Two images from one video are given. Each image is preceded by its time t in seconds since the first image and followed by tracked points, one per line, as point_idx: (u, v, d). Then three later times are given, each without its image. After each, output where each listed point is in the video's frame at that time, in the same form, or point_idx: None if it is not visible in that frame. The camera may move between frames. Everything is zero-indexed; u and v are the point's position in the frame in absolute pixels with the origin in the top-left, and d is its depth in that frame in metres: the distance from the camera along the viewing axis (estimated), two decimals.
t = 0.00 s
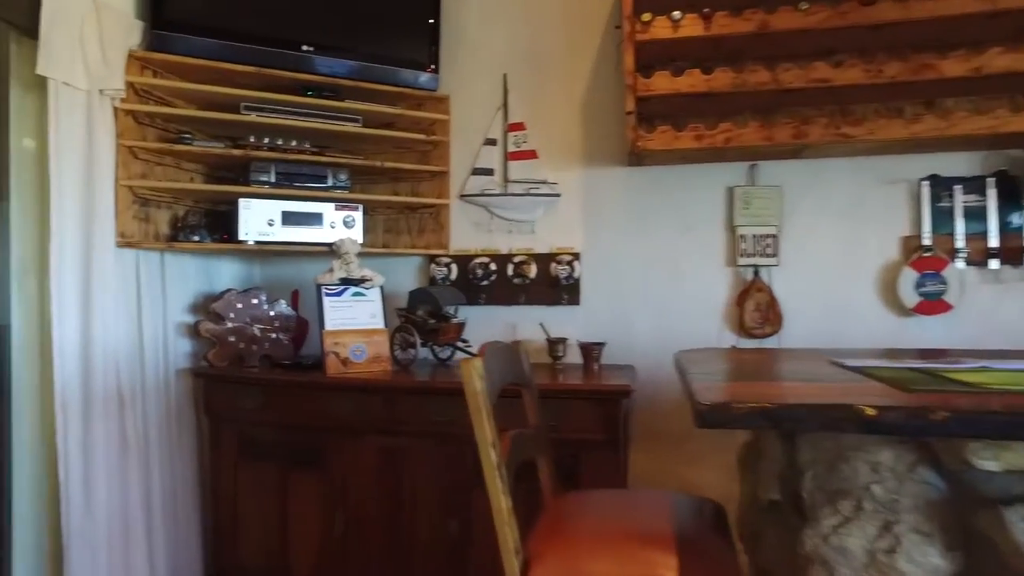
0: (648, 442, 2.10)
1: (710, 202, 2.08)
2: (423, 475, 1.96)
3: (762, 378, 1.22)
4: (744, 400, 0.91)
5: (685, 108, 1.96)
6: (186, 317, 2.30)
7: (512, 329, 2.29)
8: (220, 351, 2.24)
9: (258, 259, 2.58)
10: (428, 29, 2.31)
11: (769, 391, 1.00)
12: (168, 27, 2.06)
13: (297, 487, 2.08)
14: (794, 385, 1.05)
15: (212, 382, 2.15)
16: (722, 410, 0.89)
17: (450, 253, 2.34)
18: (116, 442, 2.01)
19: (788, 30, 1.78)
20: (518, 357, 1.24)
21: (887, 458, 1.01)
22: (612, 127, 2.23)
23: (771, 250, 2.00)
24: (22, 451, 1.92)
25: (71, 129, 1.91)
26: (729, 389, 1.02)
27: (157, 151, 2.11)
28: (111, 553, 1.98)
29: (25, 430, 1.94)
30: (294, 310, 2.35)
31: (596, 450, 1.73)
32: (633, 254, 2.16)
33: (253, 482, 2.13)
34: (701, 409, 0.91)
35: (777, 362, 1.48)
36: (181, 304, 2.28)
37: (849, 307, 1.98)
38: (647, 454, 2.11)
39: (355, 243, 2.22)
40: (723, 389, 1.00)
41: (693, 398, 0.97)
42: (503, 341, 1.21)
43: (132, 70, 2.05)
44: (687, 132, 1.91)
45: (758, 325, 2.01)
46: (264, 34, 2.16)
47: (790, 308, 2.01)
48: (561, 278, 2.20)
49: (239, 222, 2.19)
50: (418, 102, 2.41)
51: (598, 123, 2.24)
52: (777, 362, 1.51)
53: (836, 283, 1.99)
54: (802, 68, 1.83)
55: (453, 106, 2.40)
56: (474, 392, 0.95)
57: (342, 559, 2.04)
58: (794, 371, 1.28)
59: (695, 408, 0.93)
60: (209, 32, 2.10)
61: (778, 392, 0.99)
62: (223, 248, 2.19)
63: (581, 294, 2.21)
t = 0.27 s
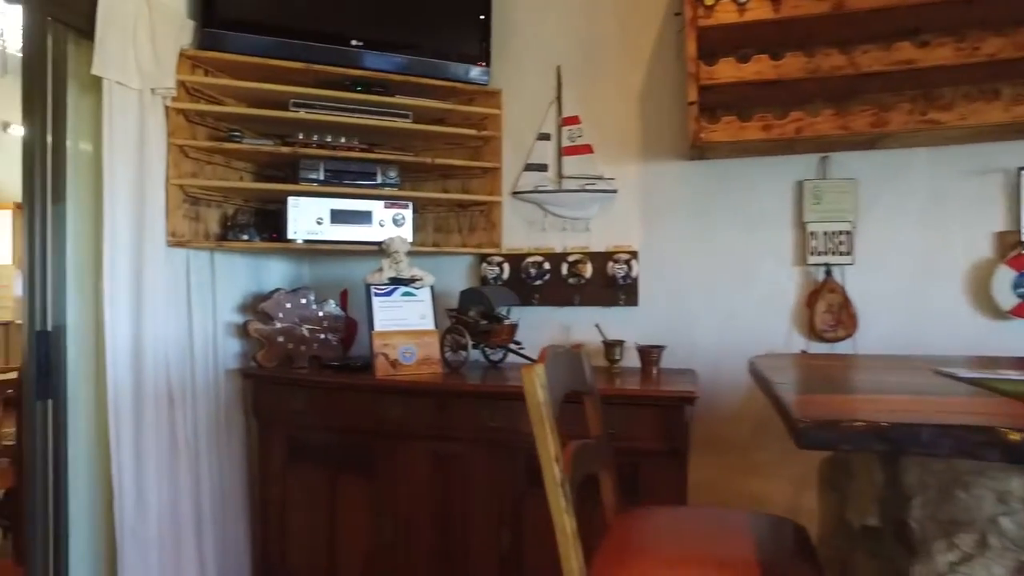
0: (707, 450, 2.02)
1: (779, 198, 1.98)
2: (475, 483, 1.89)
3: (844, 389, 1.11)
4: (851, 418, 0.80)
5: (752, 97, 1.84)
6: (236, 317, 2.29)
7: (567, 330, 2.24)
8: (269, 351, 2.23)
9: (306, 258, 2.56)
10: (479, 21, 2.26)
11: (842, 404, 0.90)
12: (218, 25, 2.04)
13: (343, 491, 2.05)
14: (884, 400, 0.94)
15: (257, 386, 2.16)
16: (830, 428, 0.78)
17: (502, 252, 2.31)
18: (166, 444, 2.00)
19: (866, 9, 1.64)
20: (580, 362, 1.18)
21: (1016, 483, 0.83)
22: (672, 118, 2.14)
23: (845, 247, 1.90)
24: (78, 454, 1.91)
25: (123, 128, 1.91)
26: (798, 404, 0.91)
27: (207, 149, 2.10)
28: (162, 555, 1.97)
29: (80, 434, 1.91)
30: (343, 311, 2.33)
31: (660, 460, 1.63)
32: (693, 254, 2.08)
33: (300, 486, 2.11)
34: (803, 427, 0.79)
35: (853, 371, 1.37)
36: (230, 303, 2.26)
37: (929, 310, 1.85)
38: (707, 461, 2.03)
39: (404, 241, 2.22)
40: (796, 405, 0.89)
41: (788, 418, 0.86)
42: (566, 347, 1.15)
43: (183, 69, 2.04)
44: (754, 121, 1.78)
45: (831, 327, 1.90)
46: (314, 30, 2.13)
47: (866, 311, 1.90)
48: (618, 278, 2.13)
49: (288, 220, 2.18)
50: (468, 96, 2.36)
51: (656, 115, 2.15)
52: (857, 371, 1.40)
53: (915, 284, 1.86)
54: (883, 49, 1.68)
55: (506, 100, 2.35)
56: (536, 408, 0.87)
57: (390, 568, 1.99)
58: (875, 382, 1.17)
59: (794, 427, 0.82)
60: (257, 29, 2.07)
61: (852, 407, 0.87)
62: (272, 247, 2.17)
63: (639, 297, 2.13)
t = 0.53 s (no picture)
0: (761, 459, 1.93)
1: (835, 192, 1.90)
2: (517, 490, 1.83)
3: (916, 402, 1.03)
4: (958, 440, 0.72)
5: (809, 87, 1.74)
6: (273, 318, 2.28)
7: (611, 333, 2.18)
8: (307, 353, 2.20)
9: (345, 259, 2.54)
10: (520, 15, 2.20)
11: (932, 422, 0.81)
12: (257, 22, 2.02)
13: (382, 491, 2.00)
14: (976, 415, 0.86)
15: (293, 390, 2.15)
16: (936, 451, 0.70)
17: (545, 252, 2.26)
18: (205, 445, 1.99)
19: None
20: (632, 367, 1.12)
21: None
22: (722, 110, 2.05)
23: (910, 245, 1.80)
24: (120, 455, 1.90)
25: (164, 127, 1.90)
26: (880, 421, 0.83)
27: (245, 149, 2.08)
28: (201, 558, 1.95)
29: (122, 435, 1.91)
30: (381, 312, 2.30)
31: (715, 472, 1.55)
32: (744, 254, 2.01)
33: (339, 490, 2.08)
34: (902, 451, 0.71)
35: (924, 381, 1.28)
36: (269, 304, 2.26)
37: (1000, 313, 1.75)
38: (762, 472, 1.93)
39: (445, 241, 2.19)
40: (884, 422, 0.81)
41: (880, 441, 0.77)
42: (617, 354, 1.09)
43: (222, 68, 2.02)
44: (813, 112, 1.68)
45: (895, 331, 1.80)
46: (353, 25, 2.10)
47: (933, 313, 1.80)
48: (666, 278, 2.06)
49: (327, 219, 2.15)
50: (510, 92, 2.31)
51: (704, 107, 2.08)
52: (928, 379, 1.32)
53: (985, 284, 1.76)
54: (957, 31, 1.57)
55: (548, 96, 2.31)
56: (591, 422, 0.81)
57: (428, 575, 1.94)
58: (952, 393, 1.09)
59: (890, 450, 0.74)
60: (296, 26, 2.04)
61: (940, 426, 0.79)
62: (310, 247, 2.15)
63: (688, 298, 2.07)
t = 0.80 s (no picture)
0: (826, 474, 1.81)
1: (910, 184, 1.77)
2: (561, 502, 1.76)
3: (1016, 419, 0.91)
4: None
5: (880, 70, 1.61)
6: (315, 318, 2.26)
7: (663, 336, 2.09)
8: (348, 355, 2.16)
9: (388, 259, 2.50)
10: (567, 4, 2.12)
11: None
12: (298, 19, 1.99)
13: (422, 504, 1.97)
14: None
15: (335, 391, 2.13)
16: None
17: (593, 250, 2.18)
18: (244, 448, 1.95)
19: None
20: (691, 380, 1.04)
21: None
22: (782, 99, 1.93)
23: (995, 242, 1.65)
24: (161, 458, 1.89)
25: (204, 126, 1.88)
26: (993, 451, 0.72)
27: (287, 147, 2.07)
28: (240, 563, 1.92)
29: (162, 437, 1.90)
30: (423, 313, 2.27)
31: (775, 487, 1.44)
32: (807, 252, 1.88)
33: (380, 495, 2.05)
34: None
35: (1018, 393, 1.15)
36: (311, 302, 2.24)
37: None
38: (827, 487, 1.81)
39: (489, 240, 2.12)
40: (1000, 453, 0.70)
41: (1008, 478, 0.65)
42: (674, 360, 1.01)
43: (263, 65, 1.99)
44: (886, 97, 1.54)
45: (979, 335, 1.66)
46: (394, 19, 2.04)
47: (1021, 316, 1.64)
48: (721, 278, 1.96)
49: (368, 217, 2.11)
50: (556, 85, 2.23)
51: (762, 96, 1.95)
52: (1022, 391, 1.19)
53: None
54: None
55: (597, 88, 2.22)
56: (647, 441, 0.76)
57: None
58: None
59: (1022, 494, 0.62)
60: (337, 21, 2.01)
61: None
62: (351, 246, 2.13)
63: (745, 299, 1.96)
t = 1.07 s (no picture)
0: (893, 491, 1.68)
1: (993, 175, 1.61)
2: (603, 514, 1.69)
3: None
4: None
5: (956, 48, 1.47)
6: (352, 320, 2.23)
7: (715, 340, 1.97)
8: (385, 357, 2.12)
9: (427, 259, 2.44)
10: None
11: None
12: (333, 12, 1.94)
13: (461, 512, 1.95)
14: None
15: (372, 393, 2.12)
16: None
17: (641, 249, 2.07)
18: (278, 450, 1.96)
19: None
20: (747, 394, 0.92)
21: None
22: (846, 83, 1.79)
23: None
24: (195, 462, 1.88)
25: (238, 129, 1.88)
26: None
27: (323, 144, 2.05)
28: (273, 566, 1.92)
29: (198, 440, 1.89)
30: (463, 314, 2.20)
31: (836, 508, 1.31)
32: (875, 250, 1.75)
33: (416, 500, 2.05)
34: None
35: None
36: (348, 303, 2.21)
37: None
38: (903, 510, 1.67)
39: (531, 238, 2.03)
40: None
41: None
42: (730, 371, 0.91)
43: (298, 61, 1.96)
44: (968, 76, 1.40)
45: None
46: (432, 10, 1.98)
47: None
48: (779, 279, 1.83)
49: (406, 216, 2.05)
50: (601, 76, 2.13)
51: (823, 81, 1.82)
52: None
53: None
54: None
55: (644, 79, 2.12)
56: (701, 467, 0.67)
57: None
58: None
59: None
60: (373, 14, 1.95)
61: None
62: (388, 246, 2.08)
63: (806, 301, 1.83)
